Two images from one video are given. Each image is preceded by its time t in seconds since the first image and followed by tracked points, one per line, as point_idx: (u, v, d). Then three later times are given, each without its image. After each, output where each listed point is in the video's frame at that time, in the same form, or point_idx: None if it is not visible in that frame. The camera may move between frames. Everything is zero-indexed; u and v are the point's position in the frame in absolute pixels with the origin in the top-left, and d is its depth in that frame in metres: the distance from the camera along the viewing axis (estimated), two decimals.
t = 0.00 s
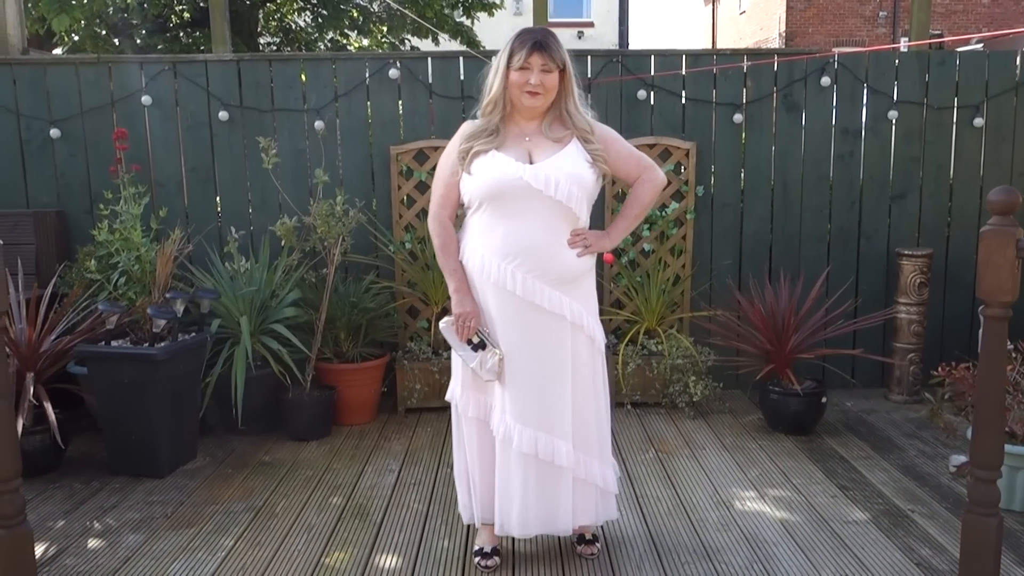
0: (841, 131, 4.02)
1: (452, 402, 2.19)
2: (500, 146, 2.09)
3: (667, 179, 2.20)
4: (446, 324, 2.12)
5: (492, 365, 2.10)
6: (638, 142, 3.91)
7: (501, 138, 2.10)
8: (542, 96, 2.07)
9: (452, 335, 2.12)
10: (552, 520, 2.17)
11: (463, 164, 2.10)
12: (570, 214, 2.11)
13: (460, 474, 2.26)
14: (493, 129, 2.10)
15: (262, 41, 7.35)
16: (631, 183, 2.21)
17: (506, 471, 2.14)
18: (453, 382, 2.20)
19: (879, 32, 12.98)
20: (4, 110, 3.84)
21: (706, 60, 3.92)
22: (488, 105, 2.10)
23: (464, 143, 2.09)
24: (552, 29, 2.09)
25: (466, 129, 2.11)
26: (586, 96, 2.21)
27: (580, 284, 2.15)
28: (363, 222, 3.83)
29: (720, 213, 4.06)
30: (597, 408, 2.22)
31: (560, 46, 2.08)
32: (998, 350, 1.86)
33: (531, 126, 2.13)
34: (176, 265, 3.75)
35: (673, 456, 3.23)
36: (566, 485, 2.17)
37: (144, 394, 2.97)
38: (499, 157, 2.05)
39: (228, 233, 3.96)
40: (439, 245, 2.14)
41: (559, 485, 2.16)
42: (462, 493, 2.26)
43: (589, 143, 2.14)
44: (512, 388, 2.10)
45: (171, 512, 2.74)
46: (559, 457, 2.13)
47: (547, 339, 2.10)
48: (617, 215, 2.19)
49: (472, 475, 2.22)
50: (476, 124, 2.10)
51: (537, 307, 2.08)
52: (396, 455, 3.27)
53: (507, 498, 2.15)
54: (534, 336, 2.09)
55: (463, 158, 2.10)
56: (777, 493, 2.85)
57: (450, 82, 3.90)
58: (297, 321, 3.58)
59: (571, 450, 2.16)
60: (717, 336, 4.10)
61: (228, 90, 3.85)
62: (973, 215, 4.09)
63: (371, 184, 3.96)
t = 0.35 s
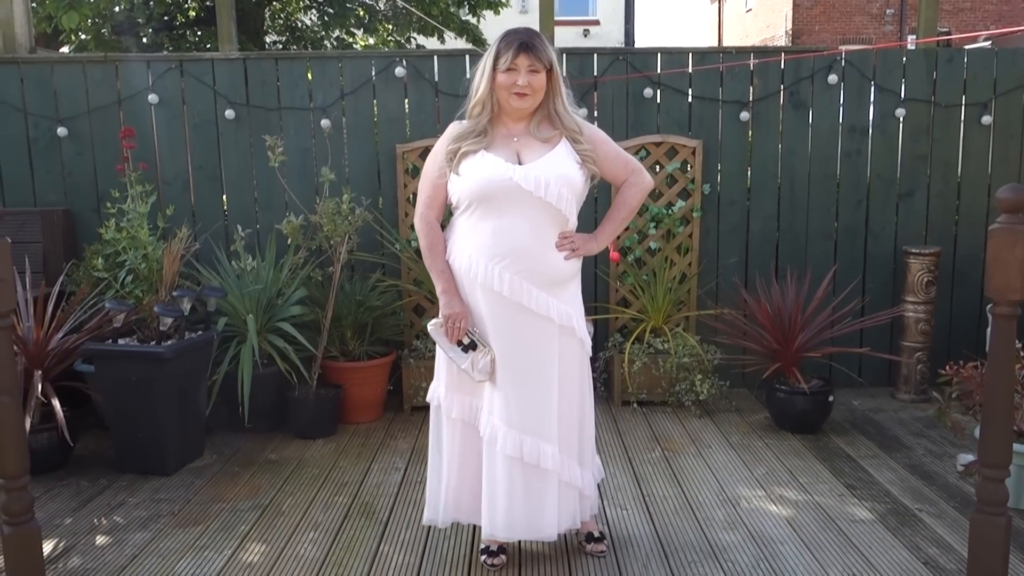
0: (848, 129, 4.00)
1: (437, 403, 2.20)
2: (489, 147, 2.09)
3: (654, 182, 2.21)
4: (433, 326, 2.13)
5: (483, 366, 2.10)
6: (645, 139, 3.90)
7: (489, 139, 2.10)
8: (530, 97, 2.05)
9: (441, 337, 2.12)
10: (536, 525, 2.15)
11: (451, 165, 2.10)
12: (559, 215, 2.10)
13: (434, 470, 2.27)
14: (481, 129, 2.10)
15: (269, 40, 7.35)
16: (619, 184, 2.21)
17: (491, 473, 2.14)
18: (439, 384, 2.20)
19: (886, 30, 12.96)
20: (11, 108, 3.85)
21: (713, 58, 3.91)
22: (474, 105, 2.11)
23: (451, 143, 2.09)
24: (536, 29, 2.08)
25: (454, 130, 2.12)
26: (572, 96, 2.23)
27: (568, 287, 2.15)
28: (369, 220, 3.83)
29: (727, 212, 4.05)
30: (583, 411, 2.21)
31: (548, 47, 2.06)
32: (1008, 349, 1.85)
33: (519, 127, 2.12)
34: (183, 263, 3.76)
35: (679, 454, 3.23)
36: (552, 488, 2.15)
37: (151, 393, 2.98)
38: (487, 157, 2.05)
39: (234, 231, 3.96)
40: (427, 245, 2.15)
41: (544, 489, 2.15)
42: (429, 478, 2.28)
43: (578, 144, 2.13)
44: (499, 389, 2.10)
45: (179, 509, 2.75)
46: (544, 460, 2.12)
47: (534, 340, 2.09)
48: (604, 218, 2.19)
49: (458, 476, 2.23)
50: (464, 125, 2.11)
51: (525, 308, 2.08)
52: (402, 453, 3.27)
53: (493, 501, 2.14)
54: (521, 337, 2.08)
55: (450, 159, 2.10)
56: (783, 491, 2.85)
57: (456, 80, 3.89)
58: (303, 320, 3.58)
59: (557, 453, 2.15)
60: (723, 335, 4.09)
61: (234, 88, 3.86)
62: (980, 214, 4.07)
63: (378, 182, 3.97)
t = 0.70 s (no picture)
0: (852, 127, 3.99)
1: (428, 397, 2.21)
2: (487, 144, 2.09)
3: (655, 187, 2.19)
4: (429, 321, 2.12)
5: (476, 363, 2.11)
6: (649, 138, 3.89)
7: (488, 137, 2.10)
8: (527, 98, 2.05)
9: (435, 333, 2.12)
10: (516, 523, 2.16)
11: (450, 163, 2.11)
12: (552, 215, 2.09)
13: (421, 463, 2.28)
14: (480, 128, 2.11)
15: (273, 38, 7.34)
16: (620, 187, 2.20)
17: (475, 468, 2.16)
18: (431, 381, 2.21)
19: (891, 27, 12.90)
20: (16, 107, 3.86)
21: (717, 55, 3.91)
22: (472, 103, 2.12)
23: (448, 142, 2.11)
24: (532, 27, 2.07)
25: (453, 129, 2.13)
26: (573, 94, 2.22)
27: (560, 286, 2.14)
28: (373, 219, 3.83)
29: (731, 210, 4.05)
30: (573, 412, 2.20)
31: (543, 45, 2.06)
32: (1013, 347, 1.84)
33: (519, 125, 2.12)
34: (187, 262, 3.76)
35: (684, 453, 3.22)
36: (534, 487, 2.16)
37: (157, 390, 2.98)
38: (482, 155, 2.05)
39: (239, 230, 3.97)
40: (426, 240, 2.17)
41: (526, 488, 2.15)
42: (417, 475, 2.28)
43: (577, 142, 2.11)
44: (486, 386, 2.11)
45: (184, 507, 2.76)
46: (528, 459, 2.12)
47: (522, 339, 2.09)
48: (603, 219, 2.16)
49: (445, 473, 2.22)
50: (462, 124, 2.12)
51: (514, 308, 2.08)
52: (407, 451, 3.28)
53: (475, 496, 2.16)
54: (508, 335, 2.08)
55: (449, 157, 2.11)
56: (788, 490, 2.85)
57: (460, 78, 3.89)
58: (307, 318, 3.59)
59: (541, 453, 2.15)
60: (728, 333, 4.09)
61: (238, 86, 3.87)
62: (986, 212, 4.06)
63: (382, 180, 3.97)
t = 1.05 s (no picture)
0: (856, 123, 3.98)
1: (434, 391, 2.22)
2: (491, 142, 2.09)
3: (661, 186, 2.18)
4: (434, 318, 2.16)
5: (479, 359, 2.13)
6: (652, 135, 3.88)
7: (493, 135, 2.10)
8: (531, 95, 2.05)
9: (440, 329, 2.16)
10: (520, 515, 2.17)
11: (455, 160, 2.12)
12: (555, 211, 2.08)
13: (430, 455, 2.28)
14: (485, 125, 2.11)
15: (276, 36, 7.33)
16: (626, 185, 2.18)
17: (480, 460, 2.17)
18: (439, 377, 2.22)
19: (895, 24, 12.84)
20: (20, 106, 3.86)
21: (720, 52, 3.89)
22: (476, 100, 2.12)
23: (452, 140, 2.12)
24: (535, 24, 2.06)
25: (458, 126, 2.14)
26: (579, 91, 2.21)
27: (565, 283, 2.13)
28: (376, 217, 3.83)
29: (734, 207, 4.04)
30: (579, 409, 2.19)
31: (547, 41, 2.05)
32: (1018, 345, 1.84)
33: (524, 122, 2.12)
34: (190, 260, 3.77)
35: (687, 450, 3.22)
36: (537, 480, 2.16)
37: (160, 388, 2.98)
38: (486, 151, 2.05)
39: (242, 228, 3.97)
40: (433, 238, 2.20)
41: (529, 481, 2.16)
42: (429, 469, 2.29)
43: (582, 139, 2.10)
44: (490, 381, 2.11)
45: (187, 505, 2.76)
46: (531, 453, 2.13)
47: (525, 336, 2.09)
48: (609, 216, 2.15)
49: (451, 466, 2.23)
50: (468, 122, 2.13)
51: (516, 304, 2.07)
52: (410, 449, 3.28)
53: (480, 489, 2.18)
54: (511, 332, 2.08)
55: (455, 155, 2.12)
56: (791, 487, 2.85)
57: (463, 75, 3.88)
58: (310, 316, 3.59)
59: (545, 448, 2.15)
60: (731, 330, 4.08)
61: (241, 85, 3.86)
62: (990, 208, 4.05)
63: (384, 178, 3.97)
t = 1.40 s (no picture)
0: (858, 121, 3.98)
1: (442, 388, 2.22)
2: (496, 141, 2.09)
3: (665, 185, 2.17)
4: (438, 316, 2.15)
5: (483, 358, 2.13)
6: (653, 133, 3.87)
7: (498, 134, 2.10)
8: (537, 93, 2.04)
9: (444, 328, 2.15)
10: (527, 514, 2.17)
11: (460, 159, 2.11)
12: (561, 210, 2.08)
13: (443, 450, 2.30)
14: (490, 123, 2.11)
15: (278, 36, 7.33)
16: (631, 184, 2.18)
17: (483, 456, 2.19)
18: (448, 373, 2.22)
19: (897, 22, 12.82)
20: (20, 105, 3.86)
21: (722, 50, 3.89)
22: (482, 98, 2.12)
23: (456, 138, 2.11)
24: (541, 23, 2.06)
25: (463, 125, 2.13)
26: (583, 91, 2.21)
27: (571, 281, 2.12)
28: (377, 215, 3.83)
29: (736, 205, 4.03)
30: (586, 407, 2.18)
31: (552, 39, 2.05)
32: (1020, 343, 1.83)
33: (529, 121, 2.11)
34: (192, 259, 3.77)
35: (689, 449, 3.22)
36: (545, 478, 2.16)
37: (161, 387, 2.98)
38: (491, 149, 2.05)
39: (243, 227, 3.97)
40: (436, 236, 2.18)
41: (536, 480, 2.15)
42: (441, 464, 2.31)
43: (587, 138, 2.10)
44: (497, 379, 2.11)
45: (188, 504, 2.76)
46: (537, 451, 2.12)
47: (530, 334, 2.08)
48: (614, 216, 2.15)
49: (461, 463, 2.24)
50: (473, 120, 2.13)
51: (522, 303, 2.07)
52: (411, 448, 3.27)
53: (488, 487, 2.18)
54: (516, 330, 2.07)
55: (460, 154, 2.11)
56: (793, 485, 2.85)
57: (463, 74, 3.88)
58: (311, 315, 3.58)
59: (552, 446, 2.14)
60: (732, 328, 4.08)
61: (243, 84, 3.86)
62: (993, 206, 4.04)
63: (386, 177, 3.96)
